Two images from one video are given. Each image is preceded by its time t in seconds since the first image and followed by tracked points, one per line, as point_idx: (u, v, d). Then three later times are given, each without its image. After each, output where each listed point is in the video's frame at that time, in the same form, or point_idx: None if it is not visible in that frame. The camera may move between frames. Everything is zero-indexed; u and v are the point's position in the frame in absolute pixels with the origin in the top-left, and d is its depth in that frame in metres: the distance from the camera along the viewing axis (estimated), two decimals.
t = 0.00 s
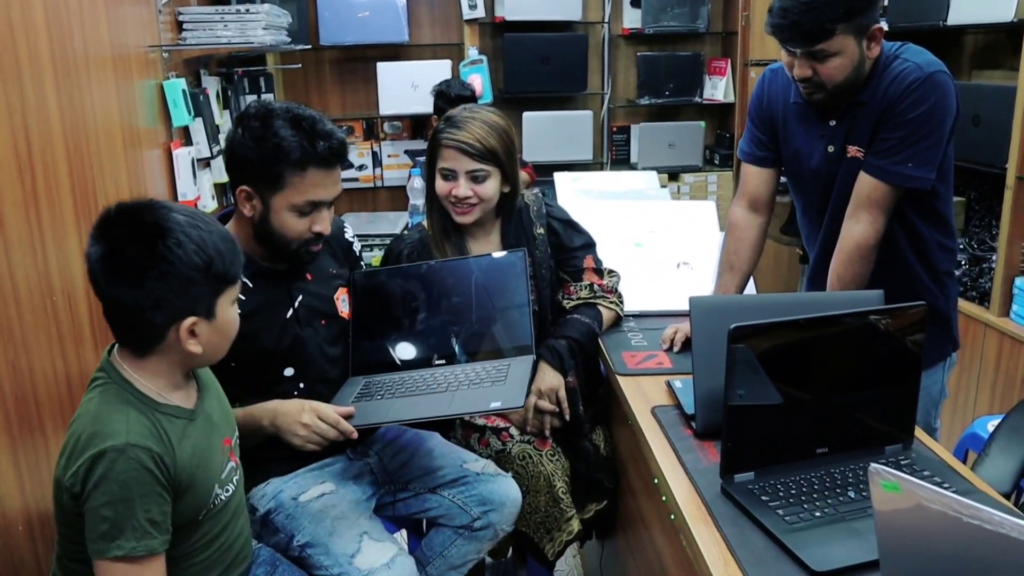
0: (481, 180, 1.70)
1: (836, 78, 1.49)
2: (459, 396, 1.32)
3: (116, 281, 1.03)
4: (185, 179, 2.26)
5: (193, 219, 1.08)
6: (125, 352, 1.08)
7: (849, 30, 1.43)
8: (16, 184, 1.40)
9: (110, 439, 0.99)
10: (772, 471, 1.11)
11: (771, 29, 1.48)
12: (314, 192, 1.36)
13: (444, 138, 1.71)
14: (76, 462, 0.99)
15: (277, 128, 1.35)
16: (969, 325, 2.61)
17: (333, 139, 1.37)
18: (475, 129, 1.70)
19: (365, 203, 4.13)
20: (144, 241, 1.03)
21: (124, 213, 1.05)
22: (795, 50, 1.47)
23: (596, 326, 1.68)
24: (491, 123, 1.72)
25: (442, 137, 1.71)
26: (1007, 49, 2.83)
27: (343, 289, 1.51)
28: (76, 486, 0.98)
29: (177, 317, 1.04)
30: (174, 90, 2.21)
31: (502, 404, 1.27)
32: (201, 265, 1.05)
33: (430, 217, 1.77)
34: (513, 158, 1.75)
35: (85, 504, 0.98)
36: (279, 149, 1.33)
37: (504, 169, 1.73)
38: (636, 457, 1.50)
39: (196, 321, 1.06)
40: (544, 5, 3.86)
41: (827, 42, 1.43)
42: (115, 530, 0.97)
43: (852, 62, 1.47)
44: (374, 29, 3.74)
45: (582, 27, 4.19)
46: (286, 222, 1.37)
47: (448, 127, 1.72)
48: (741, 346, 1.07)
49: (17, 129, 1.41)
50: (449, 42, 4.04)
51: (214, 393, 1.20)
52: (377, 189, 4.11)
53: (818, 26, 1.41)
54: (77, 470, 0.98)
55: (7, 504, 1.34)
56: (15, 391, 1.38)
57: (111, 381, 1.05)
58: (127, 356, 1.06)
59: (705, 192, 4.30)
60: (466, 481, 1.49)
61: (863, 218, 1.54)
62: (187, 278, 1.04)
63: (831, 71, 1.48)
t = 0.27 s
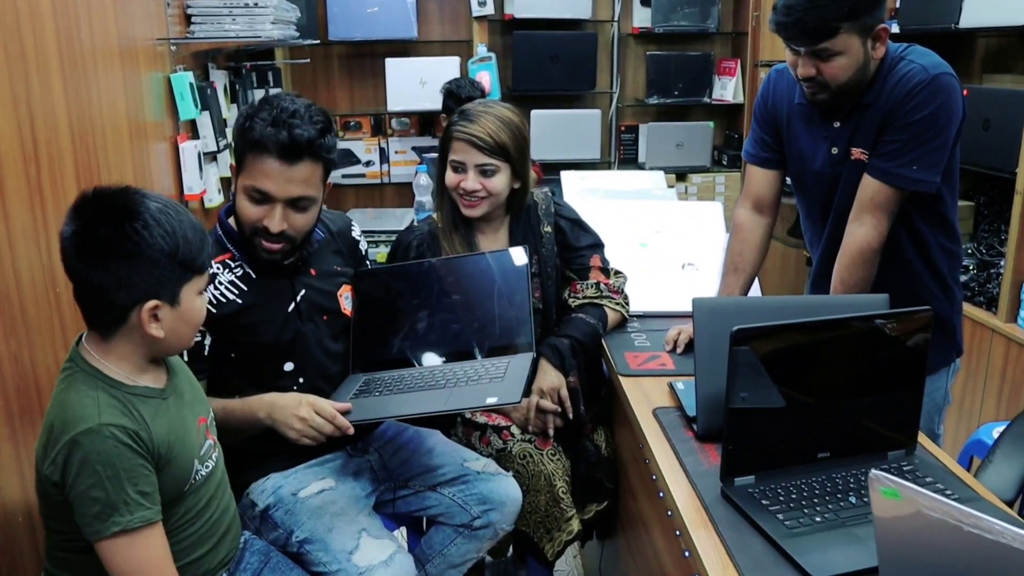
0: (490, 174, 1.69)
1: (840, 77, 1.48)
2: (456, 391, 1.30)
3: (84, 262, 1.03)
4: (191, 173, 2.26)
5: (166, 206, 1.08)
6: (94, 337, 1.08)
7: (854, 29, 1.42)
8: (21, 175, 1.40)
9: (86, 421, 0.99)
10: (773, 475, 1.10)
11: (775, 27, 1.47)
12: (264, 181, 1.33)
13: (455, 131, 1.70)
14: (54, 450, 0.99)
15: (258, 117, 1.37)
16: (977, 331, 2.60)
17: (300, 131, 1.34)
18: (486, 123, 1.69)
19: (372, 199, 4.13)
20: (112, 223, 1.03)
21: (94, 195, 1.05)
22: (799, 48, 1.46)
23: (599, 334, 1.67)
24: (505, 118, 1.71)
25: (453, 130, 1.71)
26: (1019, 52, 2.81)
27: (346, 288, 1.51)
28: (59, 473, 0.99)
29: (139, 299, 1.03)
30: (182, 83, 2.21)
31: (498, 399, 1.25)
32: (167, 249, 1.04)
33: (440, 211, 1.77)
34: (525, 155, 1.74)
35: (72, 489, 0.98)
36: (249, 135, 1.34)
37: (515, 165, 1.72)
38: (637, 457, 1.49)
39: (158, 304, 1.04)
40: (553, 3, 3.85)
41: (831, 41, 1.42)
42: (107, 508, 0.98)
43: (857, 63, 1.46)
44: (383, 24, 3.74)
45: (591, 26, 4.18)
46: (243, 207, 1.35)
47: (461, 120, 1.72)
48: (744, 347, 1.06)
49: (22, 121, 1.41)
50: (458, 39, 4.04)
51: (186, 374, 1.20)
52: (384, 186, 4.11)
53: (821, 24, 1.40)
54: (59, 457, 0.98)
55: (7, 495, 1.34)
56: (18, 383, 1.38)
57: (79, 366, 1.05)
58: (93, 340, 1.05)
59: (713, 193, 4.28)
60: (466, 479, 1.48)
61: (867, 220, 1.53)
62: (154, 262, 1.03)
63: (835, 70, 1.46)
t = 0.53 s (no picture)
0: (513, 174, 1.70)
1: (848, 80, 1.47)
2: (460, 394, 1.30)
3: (82, 267, 1.04)
4: (200, 175, 2.27)
5: (166, 215, 1.08)
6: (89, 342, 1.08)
7: (860, 31, 1.41)
8: (30, 175, 1.41)
9: (87, 423, 0.99)
10: (780, 481, 1.10)
11: (783, 28, 1.47)
12: (264, 190, 1.32)
13: (481, 129, 1.72)
14: (57, 455, 0.99)
15: (256, 125, 1.35)
16: (987, 336, 2.58)
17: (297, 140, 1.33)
18: (511, 123, 1.70)
19: (380, 201, 4.14)
20: (111, 228, 1.04)
21: (93, 202, 1.06)
22: (807, 50, 1.46)
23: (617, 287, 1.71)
24: (529, 120, 1.72)
25: (479, 129, 1.72)
26: None
27: (353, 291, 1.51)
28: (65, 478, 0.99)
29: (133, 305, 1.03)
30: (191, 85, 2.21)
31: (500, 404, 1.24)
32: (163, 258, 1.05)
33: (461, 208, 1.78)
34: (548, 157, 1.75)
35: (79, 492, 0.98)
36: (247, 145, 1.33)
37: (538, 167, 1.73)
38: (643, 461, 1.48)
39: (153, 311, 1.04)
40: (563, 5, 3.85)
41: (837, 43, 1.42)
42: (118, 507, 0.98)
43: (864, 65, 1.45)
44: (393, 26, 3.74)
45: (600, 28, 4.19)
46: (245, 214, 1.35)
47: (487, 118, 1.73)
48: (751, 352, 1.06)
49: (32, 122, 1.42)
50: (467, 41, 4.04)
51: (179, 377, 1.20)
52: (393, 188, 4.12)
53: (829, 26, 1.39)
54: (64, 461, 0.98)
55: (15, 495, 1.34)
56: (26, 383, 1.38)
57: (75, 371, 1.05)
58: (87, 344, 1.05)
59: (722, 196, 4.27)
60: (472, 483, 1.48)
61: (876, 225, 1.52)
62: (149, 271, 1.04)
63: (842, 72, 1.46)
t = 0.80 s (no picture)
0: (527, 178, 1.68)
1: (854, 87, 1.46)
2: (461, 405, 1.30)
3: (80, 277, 1.03)
4: (205, 184, 2.27)
5: (165, 226, 1.08)
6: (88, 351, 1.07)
7: (866, 33, 1.41)
8: (35, 184, 1.41)
9: (81, 432, 0.99)
10: (784, 494, 1.09)
11: (790, 28, 1.47)
12: (285, 205, 1.33)
13: (498, 133, 1.70)
14: (49, 462, 0.99)
15: (271, 137, 1.34)
16: (994, 347, 2.57)
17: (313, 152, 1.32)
18: (529, 128, 1.68)
19: (386, 210, 4.14)
20: (109, 239, 1.04)
21: (93, 212, 1.06)
22: (812, 52, 1.46)
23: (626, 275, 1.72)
24: (547, 126, 1.70)
25: (496, 132, 1.70)
26: None
27: (354, 300, 1.51)
28: (58, 486, 0.98)
29: (128, 315, 1.03)
30: (197, 94, 2.22)
31: (496, 414, 1.24)
32: (159, 269, 1.04)
33: (475, 211, 1.76)
34: (564, 163, 1.74)
35: (71, 500, 0.98)
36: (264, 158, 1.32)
37: (553, 172, 1.71)
38: (647, 472, 1.48)
39: (149, 322, 1.04)
40: (568, 15, 3.86)
41: (842, 44, 1.42)
42: (111, 515, 0.98)
43: (870, 69, 1.45)
44: (398, 35, 3.75)
45: (606, 37, 4.19)
46: (264, 231, 1.35)
47: (505, 122, 1.71)
48: (757, 362, 1.05)
49: (38, 132, 1.42)
50: (473, 50, 4.05)
51: (178, 388, 1.20)
52: (398, 196, 4.12)
53: (835, 26, 1.40)
54: (57, 468, 0.98)
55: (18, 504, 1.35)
56: (31, 393, 1.38)
57: (70, 380, 1.05)
58: (84, 353, 1.05)
59: (727, 206, 4.26)
60: (475, 493, 1.47)
61: (882, 235, 1.51)
62: (145, 280, 1.03)
63: (846, 76, 1.45)
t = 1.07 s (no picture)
0: (530, 195, 1.68)
1: (844, 101, 1.47)
2: (455, 422, 1.30)
3: (96, 294, 1.04)
4: (198, 199, 2.27)
5: (179, 244, 1.09)
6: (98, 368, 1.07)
7: (856, 50, 1.42)
8: (28, 200, 1.41)
9: (94, 451, 0.99)
10: (777, 511, 1.09)
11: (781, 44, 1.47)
12: (314, 221, 1.35)
13: (502, 148, 1.69)
14: (59, 481, 0.98)
15: (281, 155, 1.36)
16: (986, 363, 2.57)
17: (332, 166, 1.36)
18: (534, 145, 1.68)
19: (379, 225, 4.14)
20: (125, 258, 1.05)
21: (109, 231, 1.07)
22: (804, 68, 1.47)
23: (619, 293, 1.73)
24: (553, 143, 1.70)
25: (500, 147, 1.70)
26: None
27: (347, 315, 1.52)
28: (67, 505, 0.97)
29: (146, 334, 1.04)
30: (191, 109, 2.22)
31: (489, 434, 1.24)
32: (176, 288, 1.05)
33: (478, 224, 1.76)
34: (567, 179, 1.74)
35: (80, 520, 0.97)
36: (286, 179, 1.33)
37: (555, 189, 1.71)
38: (641, 489, 1.47)
39: (166, 341, 1.05)
40: (562, 31, 3.88)
41: (832, 60, 1.43)
42: (122, 535, 0.97)
43: (860, 84, 1.46)
44: (392, 51, 3.77)
45: (599, 54, 4.22)
46: (287, 249, 1.36)
47: (509, 138, 1.70)
48: (750, 379, 1.05)
49: (31, 147, 1.42)
50: (466, 66, 4.06)
51: (184, 408, 1.20)
52: (391, 211, 4.13)
53: (825, 42, 1.41)
54: (67, 486, 0.97)
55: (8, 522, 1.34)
56: (22, 409, 1.38)
57: (80, 398, 1.04)
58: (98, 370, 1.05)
59: (720, 221, 4.26)
60: (468, 509, 1.47)
61: (876, 252, 1.52)
62: (163, 300, 1.04)
63: (837, 91, 1.46)
